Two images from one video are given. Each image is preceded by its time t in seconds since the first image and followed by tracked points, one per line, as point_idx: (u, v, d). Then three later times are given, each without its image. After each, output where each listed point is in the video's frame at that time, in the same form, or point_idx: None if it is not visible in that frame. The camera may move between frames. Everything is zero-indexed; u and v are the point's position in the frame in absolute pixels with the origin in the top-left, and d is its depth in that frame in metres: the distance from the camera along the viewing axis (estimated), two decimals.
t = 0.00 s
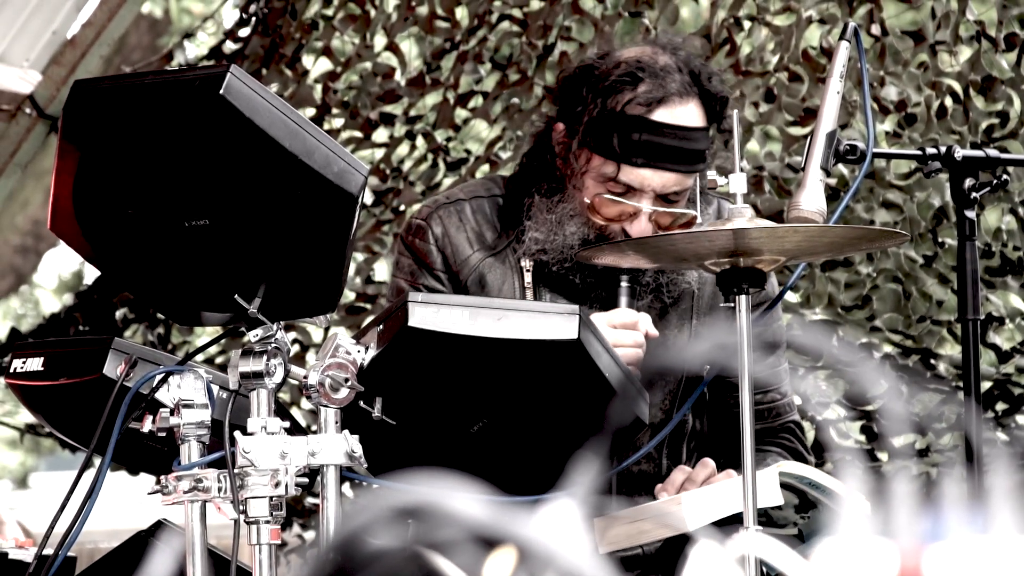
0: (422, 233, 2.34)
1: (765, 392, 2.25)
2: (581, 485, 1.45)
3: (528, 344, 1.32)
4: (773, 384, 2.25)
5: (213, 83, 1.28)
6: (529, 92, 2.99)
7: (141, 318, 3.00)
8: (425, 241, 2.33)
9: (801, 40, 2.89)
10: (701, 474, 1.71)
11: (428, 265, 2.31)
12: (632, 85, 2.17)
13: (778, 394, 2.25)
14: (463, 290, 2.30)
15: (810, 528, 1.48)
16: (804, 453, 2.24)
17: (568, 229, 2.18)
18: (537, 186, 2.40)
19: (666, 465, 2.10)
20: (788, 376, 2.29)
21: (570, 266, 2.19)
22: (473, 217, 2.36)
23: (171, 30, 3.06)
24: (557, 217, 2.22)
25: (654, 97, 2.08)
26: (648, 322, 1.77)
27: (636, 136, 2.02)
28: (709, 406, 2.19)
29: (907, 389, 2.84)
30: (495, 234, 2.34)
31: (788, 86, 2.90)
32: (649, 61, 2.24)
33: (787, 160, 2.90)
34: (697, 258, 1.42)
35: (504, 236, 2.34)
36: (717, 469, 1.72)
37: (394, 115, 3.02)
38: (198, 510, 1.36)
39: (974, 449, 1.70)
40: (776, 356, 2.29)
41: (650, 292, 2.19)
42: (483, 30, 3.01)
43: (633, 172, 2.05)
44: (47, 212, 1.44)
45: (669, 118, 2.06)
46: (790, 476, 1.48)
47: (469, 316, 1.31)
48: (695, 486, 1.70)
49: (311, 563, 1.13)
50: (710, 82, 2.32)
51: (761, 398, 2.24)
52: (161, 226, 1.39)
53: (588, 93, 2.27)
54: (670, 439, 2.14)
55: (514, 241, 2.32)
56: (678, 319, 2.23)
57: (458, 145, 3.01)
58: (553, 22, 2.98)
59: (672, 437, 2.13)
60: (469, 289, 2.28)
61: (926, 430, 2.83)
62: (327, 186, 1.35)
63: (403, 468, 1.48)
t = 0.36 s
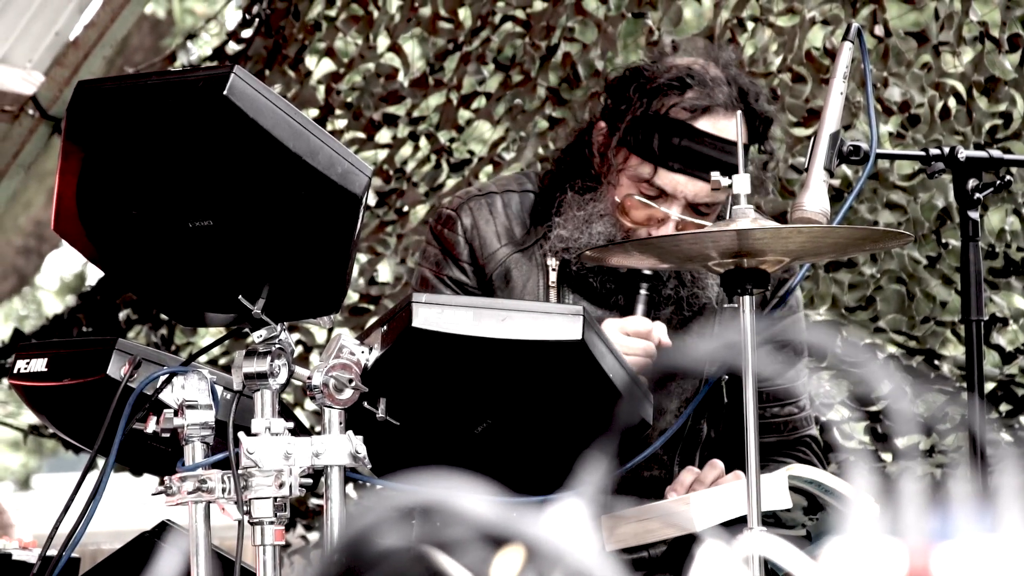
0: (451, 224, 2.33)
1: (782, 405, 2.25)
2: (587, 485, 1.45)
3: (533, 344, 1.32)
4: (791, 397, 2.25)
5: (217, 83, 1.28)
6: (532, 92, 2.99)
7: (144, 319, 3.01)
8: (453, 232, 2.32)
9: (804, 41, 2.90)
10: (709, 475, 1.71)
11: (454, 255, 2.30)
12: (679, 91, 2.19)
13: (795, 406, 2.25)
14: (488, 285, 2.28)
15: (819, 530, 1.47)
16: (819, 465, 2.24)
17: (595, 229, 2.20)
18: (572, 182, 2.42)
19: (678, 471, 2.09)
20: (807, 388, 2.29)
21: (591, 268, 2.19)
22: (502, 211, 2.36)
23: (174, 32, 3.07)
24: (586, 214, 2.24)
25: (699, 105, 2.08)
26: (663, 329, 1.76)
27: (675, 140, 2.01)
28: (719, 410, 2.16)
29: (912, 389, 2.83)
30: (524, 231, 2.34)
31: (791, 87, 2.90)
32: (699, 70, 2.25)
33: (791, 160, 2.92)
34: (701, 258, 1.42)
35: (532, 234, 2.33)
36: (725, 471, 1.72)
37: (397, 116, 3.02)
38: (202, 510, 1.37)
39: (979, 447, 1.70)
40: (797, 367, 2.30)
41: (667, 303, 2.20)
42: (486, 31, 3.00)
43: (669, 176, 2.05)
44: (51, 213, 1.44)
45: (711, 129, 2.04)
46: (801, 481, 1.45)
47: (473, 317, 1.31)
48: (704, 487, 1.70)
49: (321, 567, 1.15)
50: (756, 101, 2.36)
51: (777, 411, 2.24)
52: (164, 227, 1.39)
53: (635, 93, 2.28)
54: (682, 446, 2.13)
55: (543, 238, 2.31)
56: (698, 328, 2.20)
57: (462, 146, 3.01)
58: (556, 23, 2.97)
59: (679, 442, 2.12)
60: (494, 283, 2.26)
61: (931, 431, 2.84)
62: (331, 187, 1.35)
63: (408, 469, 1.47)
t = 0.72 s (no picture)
0: (474, 227, 2.37)
1: (800, 416, 2.26)
2: (599, 490, 1.45)
3: (543, 350, 1.31)
4: (809, 408, 2.26)
5: (230, 87, 1.28)
6: (544, 98, 2.99)
7: (155, 323, 3.01)
8: (476, 235, 2.36)
9: (817, 48, 2.89)
10: (722, 481, 1.70)
11: (476, 258, 2.34)
12: (700, 118, 2.15)
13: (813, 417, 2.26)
14: (508, 290, 2.32)
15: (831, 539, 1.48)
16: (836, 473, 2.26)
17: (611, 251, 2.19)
18: (591, 201, 2.39)
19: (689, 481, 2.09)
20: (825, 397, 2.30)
21: (606, 288, 2.19)
22: (525, 216, 2.39)
23: (186, 36, 3.08)
24: (605, 235, 2.24)
25: (720, 135, 2.03)
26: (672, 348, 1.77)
27: (694, 170, 1.96)
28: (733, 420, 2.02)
29: (922, 397, 2.85)
30: (546, 238, 2.37)
31: (804, 94, 2.90)
32: (721, 98, 2.22)
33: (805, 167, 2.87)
34: (713, 265, 1.43)
35: (554, 241, 2.36)
36: (737, 477, 1.70)
37: (409, 121, 3.02)
38: (212, 513, 1.37)
39: (990, 454, 1.70)
40: (816, 376, 2.30)
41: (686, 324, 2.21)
42: (498, 36, 3.01)
43: (687, 206, 2.00)
44: (63, 215, 1.45)
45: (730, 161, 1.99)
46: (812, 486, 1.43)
47: (484, 322, 1.31)
48: (715, 493, 1.69)
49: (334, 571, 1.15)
50: (777, 128, 2.32)
51: (795, 422, 2.25)
52: (176, 230, 1.39)
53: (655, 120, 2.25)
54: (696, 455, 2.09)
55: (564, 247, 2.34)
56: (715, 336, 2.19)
57: (473, 151, 3.01)
58: (569, 29, 2.98)
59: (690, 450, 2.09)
60: (514, 290, 2.31)
61: (941, 438, 2.83)
62: (343, 190, 1.36)
63: (419, 472, 1.48)
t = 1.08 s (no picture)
0: (465, 255, 2.34)
1: (803, 420, 2.25)
2: (611, 494, 1.44)
3: (553, 355, 1.32)
4: (812, 412, 2.26)
5: (240, 92, 1.28)
6: (553, 102, 2.99)
7: (165, 326, 3.05)
8: (469, 265, 2.33)
9: (826, 52, 2.88)
10: (735, 486, 1.70)
11: (470, 289, 2.31)
12: (702, 145, 2.14)
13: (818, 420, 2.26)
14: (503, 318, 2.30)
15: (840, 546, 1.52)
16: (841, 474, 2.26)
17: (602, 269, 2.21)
18: (587, 216, 2.40)
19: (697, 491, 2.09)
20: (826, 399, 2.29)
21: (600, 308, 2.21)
22: (517, 239, 2.36)
23: (196, 40, 3.18)
24: (596, 251, 2.25)
25: (722, 165, 2.03)
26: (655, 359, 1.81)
27: (697, 199, 1.91)
28: (736, 430, 2.15)
29: (931, 401, 2.83)
30: (539, 259, 2.36)
31: (813, 98, 2.89)
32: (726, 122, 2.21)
33: (811, 172, 2.89)
34: (723, 269, 1.43)
35: (546, 264, 2.35)
36: (752, 482, 1.71)
37: (418, 125, 3.06)
38: (222, 517, 1.37)
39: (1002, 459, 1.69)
40: (819, 379, 2.28)
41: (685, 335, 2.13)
42: (508, 40, 3.03)
43: (688, 232, 1.96)
44: (73, 220, 1.45)
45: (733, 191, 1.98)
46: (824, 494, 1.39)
47: (494, 326, 1.31)
48: (729, 498, 1.69)
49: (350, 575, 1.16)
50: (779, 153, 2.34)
51: (798, 426, 2.25)
52: (186, 235, 1.39)
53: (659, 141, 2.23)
54: (700, 467, 2.12)
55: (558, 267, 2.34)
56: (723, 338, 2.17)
57: (483, 155, 3.02)
58: (578, 34, 2.99)
59: (697, 463, 2.11)
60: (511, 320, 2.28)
61: (951, 443, 2.81)
62: (353, 195, 1.36)
63: (430, 477, 1.48)
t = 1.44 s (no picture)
0: (457, 245, 2.32)
1: (799, 399, 2.23)
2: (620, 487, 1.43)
3: (560, 348, 1.32)
4: (808, 392, 2.23)
5: (248, 86, 1.28)
6: (559, 97, 2.99)
7: (171, 321, 3.09)
8: (461, 254, 2.31)
9: (833, 47, 2.89)
10: (746, 481, 1.70)
11: (463, 278, 2.29)
12: (667, 113, 2.16)
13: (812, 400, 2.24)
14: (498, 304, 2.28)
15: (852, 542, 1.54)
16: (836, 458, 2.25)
17: (594, 254, 2.18)
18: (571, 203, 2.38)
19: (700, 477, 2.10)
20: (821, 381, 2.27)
21: (595, 292, 2.18)
22: (508, 225, 2.34)
23: (203, 34, 3.22)
24: (585, 238, 2.22)
25: (688, 127, 2.07)
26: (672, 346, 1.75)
27: (669, 162, 2.00)
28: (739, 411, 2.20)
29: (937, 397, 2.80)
30: (531, 246, 2.33)
31: (819, 93, 2.90)
32: (686, 88, 2.23)
33: (817, 167, 2.90)
34: (730, 265, 1.43)
35: (537, 249, 2.32)
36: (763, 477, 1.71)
37: (425, 119, 3.07)
38: (228, 512, 1.38)
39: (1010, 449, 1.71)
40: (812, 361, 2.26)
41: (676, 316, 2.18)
42: (514, 35, 3.03)
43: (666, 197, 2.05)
44: (80, 213, 1.45)
45: (703, 149, 2.04)
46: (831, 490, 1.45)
47: (501, 320, 1.31)
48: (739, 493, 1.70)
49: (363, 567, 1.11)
50: (748, 111, 2.29)
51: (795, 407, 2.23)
52: (194, 228, 1.39)
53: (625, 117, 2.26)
54: (703, 451, 2.14)
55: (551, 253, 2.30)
56: (716, 330, 2.19)
57: (489, 150, 3.04)
58: (585, 28, 2.98)
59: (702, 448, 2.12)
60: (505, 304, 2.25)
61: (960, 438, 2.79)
62: (360, 189, 1.35)
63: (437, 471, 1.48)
